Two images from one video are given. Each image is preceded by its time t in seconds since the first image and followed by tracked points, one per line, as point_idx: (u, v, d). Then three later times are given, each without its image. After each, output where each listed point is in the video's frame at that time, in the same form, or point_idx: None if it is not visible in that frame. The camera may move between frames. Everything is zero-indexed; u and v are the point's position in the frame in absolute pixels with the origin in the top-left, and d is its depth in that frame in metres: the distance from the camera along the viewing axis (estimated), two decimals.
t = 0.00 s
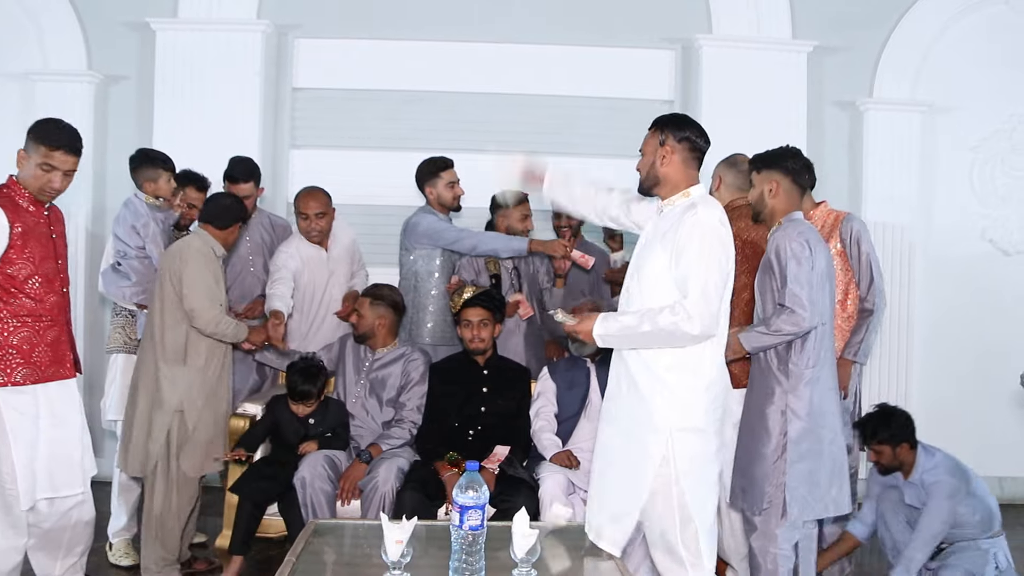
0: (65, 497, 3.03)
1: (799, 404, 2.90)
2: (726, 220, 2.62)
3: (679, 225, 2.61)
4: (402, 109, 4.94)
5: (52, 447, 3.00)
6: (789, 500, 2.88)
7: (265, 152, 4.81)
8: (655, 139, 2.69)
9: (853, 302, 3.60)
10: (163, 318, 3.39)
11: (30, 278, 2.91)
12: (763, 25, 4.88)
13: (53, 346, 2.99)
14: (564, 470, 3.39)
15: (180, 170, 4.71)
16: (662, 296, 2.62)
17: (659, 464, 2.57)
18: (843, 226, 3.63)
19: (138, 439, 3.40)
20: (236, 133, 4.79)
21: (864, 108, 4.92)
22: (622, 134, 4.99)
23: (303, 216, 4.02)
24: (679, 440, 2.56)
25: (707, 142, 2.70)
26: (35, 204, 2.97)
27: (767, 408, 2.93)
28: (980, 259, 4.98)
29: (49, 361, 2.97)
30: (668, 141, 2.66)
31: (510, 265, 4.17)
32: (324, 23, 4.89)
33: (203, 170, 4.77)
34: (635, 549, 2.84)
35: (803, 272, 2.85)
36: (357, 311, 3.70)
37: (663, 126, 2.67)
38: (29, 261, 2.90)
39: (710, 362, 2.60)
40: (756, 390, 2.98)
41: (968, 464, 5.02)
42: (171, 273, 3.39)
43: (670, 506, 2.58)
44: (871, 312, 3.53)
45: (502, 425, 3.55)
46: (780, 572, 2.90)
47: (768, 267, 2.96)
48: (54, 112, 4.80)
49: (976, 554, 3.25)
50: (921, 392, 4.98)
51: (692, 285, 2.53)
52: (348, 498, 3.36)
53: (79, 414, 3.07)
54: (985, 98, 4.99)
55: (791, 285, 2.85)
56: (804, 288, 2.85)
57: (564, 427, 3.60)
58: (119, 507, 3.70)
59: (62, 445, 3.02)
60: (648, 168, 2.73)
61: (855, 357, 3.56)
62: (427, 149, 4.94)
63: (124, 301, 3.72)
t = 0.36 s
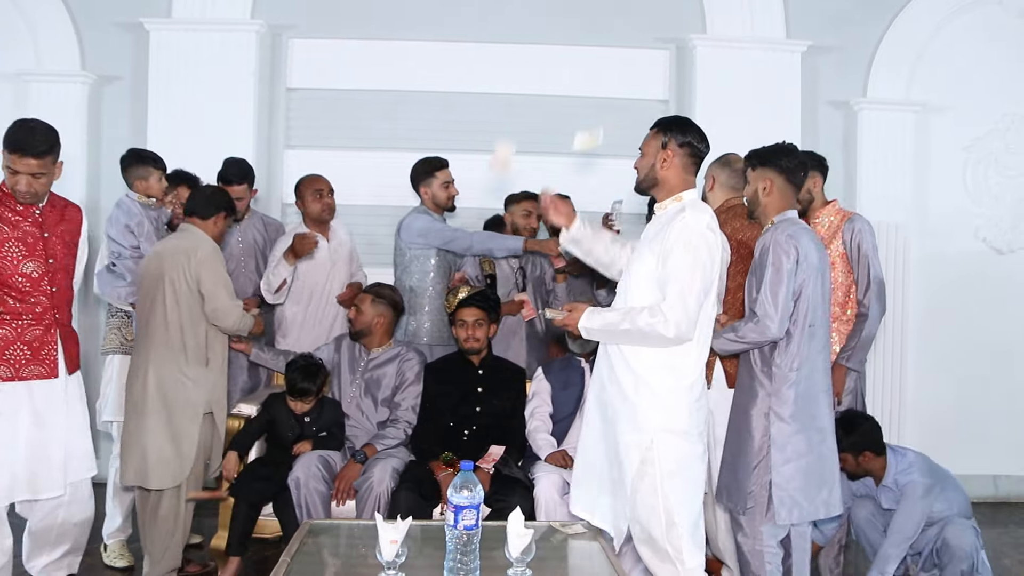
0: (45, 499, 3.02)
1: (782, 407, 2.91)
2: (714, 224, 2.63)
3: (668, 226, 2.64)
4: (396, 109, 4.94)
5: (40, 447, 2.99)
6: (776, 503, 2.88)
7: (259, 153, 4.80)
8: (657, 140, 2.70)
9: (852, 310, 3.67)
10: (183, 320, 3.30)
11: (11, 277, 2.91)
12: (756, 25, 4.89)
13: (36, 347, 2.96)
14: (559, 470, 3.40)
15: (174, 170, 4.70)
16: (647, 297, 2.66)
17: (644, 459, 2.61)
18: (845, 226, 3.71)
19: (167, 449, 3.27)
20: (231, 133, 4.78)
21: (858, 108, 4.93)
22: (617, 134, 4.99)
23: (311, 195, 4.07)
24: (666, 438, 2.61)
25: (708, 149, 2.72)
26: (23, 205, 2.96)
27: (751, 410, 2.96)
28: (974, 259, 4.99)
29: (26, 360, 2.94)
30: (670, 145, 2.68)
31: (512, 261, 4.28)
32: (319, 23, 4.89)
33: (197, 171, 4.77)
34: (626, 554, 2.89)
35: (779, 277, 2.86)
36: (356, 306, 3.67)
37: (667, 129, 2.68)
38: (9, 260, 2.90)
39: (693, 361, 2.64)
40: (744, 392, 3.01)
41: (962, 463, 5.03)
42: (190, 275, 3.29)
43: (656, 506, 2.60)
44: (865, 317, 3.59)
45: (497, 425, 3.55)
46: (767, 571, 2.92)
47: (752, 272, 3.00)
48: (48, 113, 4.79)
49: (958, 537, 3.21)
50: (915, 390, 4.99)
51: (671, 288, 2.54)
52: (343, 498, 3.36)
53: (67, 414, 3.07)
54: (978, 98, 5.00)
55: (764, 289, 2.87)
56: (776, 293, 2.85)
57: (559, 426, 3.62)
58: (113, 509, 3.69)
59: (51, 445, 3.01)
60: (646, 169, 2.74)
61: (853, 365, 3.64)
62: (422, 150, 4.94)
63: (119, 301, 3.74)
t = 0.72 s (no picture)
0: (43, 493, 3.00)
1: (778, 411, 2.90)
2: (711, 221, 2.63)
3: (666, 227, 2.64)
4: (398, 111, 4.94)
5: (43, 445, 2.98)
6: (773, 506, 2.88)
7: (261, 155, 4.81)
8: (648, 148, 2.71)
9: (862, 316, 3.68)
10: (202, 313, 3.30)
11: (18, 273, 2.90)
12: (757, 26, 4.90)
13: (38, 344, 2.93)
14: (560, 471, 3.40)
15: (176, 172, 4.70)
16: (647, 296, 2.67)
17: (644, 460, 2.61)
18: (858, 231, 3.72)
19: (187, 439, 3.27)
20: (233, 135, 4.79)
21: (860, 109, 4.94)
22: (618, 135, 5.00)
23: (329, 197, 4.17)
24: (666, 440, 2.61)
25: (700, 147, 2.71)
26: (40, 207, 2.96)
27: (746, 413, 2.96)
28: (976, 260, 4.98)
29: (25, 355, 2.92)
30: (662, 149, 2.68)
31: (523, 264, 4.23)
32: (320, 25, 4.89)
33: (199, 173, 4.79)
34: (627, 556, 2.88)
35: (776, 280, 2.85)
36: (361, 306, 3.68)
37: (656, 134, 2.69)
38: (15, 256, 2.89)
39: (694, 361, 2.65)
40: (741, 394, 3.01)
41: (965, 464, 5.03)
42: (212, 268, 3.31)
43: (655, 506, 2.61)
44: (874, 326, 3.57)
45: (499, 426, 3.55)
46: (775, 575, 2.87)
47: (751, 272, 3.00)
48: (49, 115, 4.80)
49: (952, 548, 3.12)
50: (917, 391, 4.99)
51: (670, 285, 2.55)
52: (345, 500, 3.35)
53: (73, 412, 3.04)
54: (980, 98, 5.00)
55: (762, 292, 2.86)
56: (774, 296, 2.84)
57: (562, 427, 3.62)
58: (116, 510, 3.70)
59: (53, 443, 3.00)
60: (644, 177, 2.74)
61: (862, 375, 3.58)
62: (424, 151, 4.94)
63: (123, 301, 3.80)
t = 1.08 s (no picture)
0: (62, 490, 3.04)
1: (773, 412, 2.91)
2: (708, 221, 2.64)
3: (662, 228, 2.65)
4: (397, 111, 4.94)
5: (60, 445, 3.02)
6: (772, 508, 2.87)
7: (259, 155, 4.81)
8: (650, 147, 2.71)
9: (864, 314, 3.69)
10: (211, 308, 3.32)
11: (37, 274, 2.98)
12: (756, 26, 4.90)
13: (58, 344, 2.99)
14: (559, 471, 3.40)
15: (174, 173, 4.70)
16: (644, 297, 2.67)
17: (642, 459, 2.62)
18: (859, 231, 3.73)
19: (204, 434, 3.29)
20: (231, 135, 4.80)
21: (858, 108, 4.94)
22: (617, 134, 5.00)
23: (334, 196, 4.18)
24: (664, 440, 2.62)
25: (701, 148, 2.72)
26: (58, 206, 3.05)
27: (741, 413, 2.97)
28: (975, 258, 4.98)
29: (46, 355, 2.99)
30: (664, 149, 2.68)
31: (527, 262, 4.24)
32: (318, 25, 4.89)
33: (198, 174, 4.79)
34: (626, 555, 2.88)
35: (770, 279, 2.86)
36: (360, 306, 3.68)
37: (658, 134, 2.69)
38: (34, 257, 2.97)
39: (692, 360, 2.65)
40: (736, 394, 3.02)
41: (964, 462, 5.04)
42: (218, 263, 3.33)
43: (653, 506, 2.62)
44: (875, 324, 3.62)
45: (498, 425, 3.55)
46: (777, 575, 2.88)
47: (746, 273, 3.00)
48: (48, 115, 4.79)
49: (961, 551, 3.10)
50: (916, 390, 4.99)
51: (667, 286, 2.55)
52: (345, 500, 3.36)
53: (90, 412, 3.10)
54: (977, 97, 5.00)
55: (756, 292, 2.87)
56: (768, 294, 2.85)
57: (561, 427, 3.60)
58: (116, 511, 3.68)
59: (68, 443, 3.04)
60: (644, 177, 2.74)
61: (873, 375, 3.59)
62: (422, 151, 4.94)
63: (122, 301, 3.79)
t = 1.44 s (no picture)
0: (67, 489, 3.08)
1: (769, 410, 2.91)
2: (707, 220, 2.64)
3: (661, 228, 2.65)
4: (394, 111, 4.94)
5: (66, 444, 3.06)
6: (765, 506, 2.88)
7: (257, 155, 4.81)
8: (647, 154, 2.70)
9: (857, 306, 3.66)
10: (209, 308, 3.32)
11: (44, 275, 3.02)
12: (753, 26, 4.91)
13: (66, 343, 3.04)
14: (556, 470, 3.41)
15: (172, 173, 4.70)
16: (642, 296, 2.67)
17: (638, 458, 2.62)
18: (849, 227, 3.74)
19: (198, 433, 3.29)
20: (229, 135, 4.80)
21: (855, 107, 4.94)
22: (614, 134, 5.00)
23: (329, 196, 4.17)
24: (661, 439, 2.62)
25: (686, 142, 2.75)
26: (59, 208, 3.08)
27: (738, 409, 2.98)
28: (971, 258, 4.99)
29: (56, 355, 3.03)
30: (659, 153, 2.68)
31: (521, 262, 4.25)
32: (315, 25, 4.89)
33: (195, 173, 4.79)
34: (622, 554, 2.88)
35: (767, 277, 2.86)
36: (356, 306, 3.67)
37: (646, 139, 2.69)
38: (42, 258, 3.00)
39: (689, 359, 2.65)
40: (733, 392, 3.03)
41: (961, 462, 5.04)
42: (213, 262, 3.32)
43: (648, 505, 2.62)
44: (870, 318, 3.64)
45: (495, 424, 3.56)
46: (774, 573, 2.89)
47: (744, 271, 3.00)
48: (45, 115, 4.79)
49: (943, 545, 3.08)
50: (912, 389, 5.00)
51: (663, 285, 2.56)
52: (341, 499, 3.36)
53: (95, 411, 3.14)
54: (974, 97, 5.00)
55: (752, 289, 2.87)
56: (764, 293, 2.85)
57: (557, 427, 3.64)
58: (113, 512, 3.67)
59: (73, 442, 3.07)
60: (645, 186, 2.73)
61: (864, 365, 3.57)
62: (419, 151, 4.94)
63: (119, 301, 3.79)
